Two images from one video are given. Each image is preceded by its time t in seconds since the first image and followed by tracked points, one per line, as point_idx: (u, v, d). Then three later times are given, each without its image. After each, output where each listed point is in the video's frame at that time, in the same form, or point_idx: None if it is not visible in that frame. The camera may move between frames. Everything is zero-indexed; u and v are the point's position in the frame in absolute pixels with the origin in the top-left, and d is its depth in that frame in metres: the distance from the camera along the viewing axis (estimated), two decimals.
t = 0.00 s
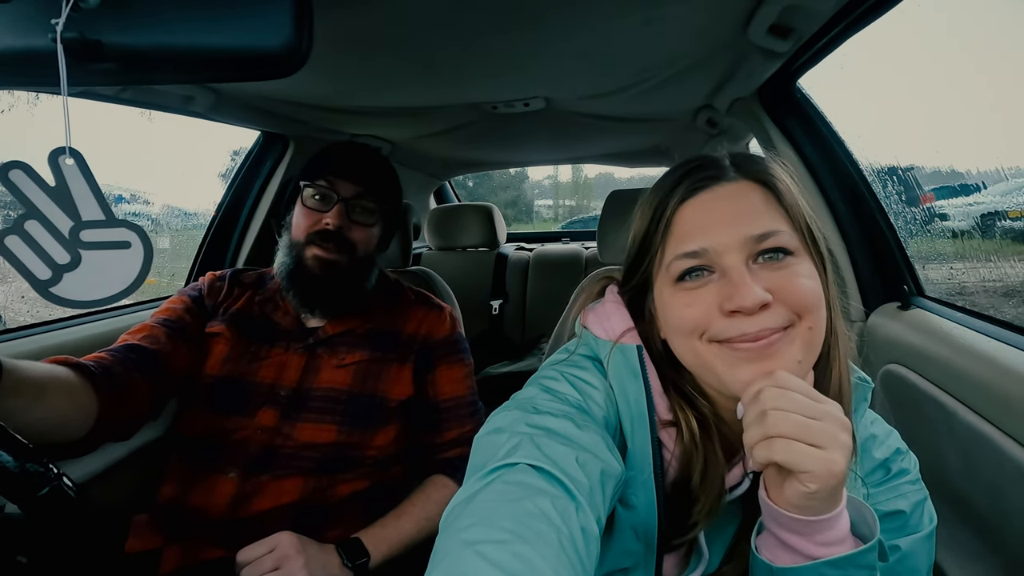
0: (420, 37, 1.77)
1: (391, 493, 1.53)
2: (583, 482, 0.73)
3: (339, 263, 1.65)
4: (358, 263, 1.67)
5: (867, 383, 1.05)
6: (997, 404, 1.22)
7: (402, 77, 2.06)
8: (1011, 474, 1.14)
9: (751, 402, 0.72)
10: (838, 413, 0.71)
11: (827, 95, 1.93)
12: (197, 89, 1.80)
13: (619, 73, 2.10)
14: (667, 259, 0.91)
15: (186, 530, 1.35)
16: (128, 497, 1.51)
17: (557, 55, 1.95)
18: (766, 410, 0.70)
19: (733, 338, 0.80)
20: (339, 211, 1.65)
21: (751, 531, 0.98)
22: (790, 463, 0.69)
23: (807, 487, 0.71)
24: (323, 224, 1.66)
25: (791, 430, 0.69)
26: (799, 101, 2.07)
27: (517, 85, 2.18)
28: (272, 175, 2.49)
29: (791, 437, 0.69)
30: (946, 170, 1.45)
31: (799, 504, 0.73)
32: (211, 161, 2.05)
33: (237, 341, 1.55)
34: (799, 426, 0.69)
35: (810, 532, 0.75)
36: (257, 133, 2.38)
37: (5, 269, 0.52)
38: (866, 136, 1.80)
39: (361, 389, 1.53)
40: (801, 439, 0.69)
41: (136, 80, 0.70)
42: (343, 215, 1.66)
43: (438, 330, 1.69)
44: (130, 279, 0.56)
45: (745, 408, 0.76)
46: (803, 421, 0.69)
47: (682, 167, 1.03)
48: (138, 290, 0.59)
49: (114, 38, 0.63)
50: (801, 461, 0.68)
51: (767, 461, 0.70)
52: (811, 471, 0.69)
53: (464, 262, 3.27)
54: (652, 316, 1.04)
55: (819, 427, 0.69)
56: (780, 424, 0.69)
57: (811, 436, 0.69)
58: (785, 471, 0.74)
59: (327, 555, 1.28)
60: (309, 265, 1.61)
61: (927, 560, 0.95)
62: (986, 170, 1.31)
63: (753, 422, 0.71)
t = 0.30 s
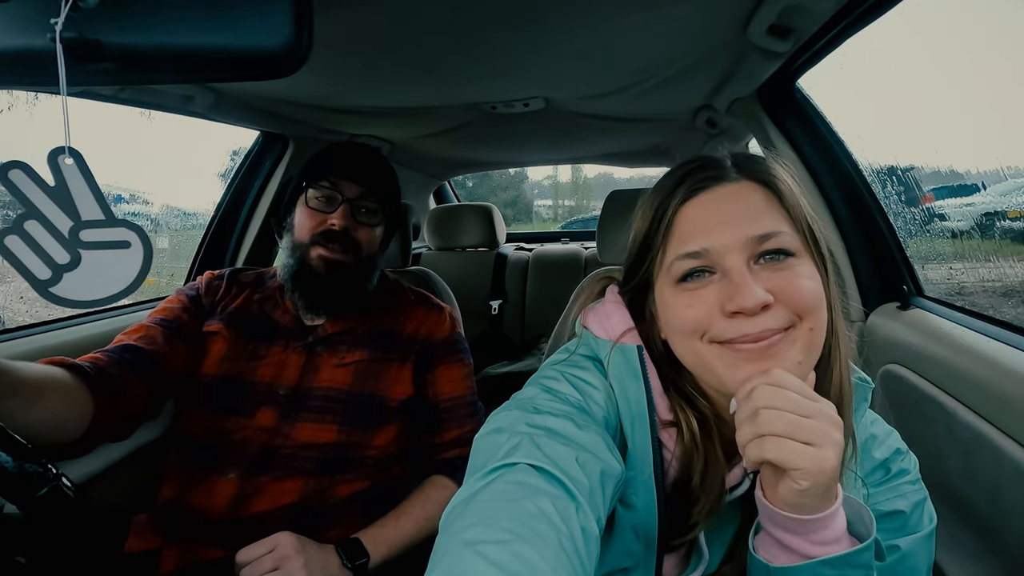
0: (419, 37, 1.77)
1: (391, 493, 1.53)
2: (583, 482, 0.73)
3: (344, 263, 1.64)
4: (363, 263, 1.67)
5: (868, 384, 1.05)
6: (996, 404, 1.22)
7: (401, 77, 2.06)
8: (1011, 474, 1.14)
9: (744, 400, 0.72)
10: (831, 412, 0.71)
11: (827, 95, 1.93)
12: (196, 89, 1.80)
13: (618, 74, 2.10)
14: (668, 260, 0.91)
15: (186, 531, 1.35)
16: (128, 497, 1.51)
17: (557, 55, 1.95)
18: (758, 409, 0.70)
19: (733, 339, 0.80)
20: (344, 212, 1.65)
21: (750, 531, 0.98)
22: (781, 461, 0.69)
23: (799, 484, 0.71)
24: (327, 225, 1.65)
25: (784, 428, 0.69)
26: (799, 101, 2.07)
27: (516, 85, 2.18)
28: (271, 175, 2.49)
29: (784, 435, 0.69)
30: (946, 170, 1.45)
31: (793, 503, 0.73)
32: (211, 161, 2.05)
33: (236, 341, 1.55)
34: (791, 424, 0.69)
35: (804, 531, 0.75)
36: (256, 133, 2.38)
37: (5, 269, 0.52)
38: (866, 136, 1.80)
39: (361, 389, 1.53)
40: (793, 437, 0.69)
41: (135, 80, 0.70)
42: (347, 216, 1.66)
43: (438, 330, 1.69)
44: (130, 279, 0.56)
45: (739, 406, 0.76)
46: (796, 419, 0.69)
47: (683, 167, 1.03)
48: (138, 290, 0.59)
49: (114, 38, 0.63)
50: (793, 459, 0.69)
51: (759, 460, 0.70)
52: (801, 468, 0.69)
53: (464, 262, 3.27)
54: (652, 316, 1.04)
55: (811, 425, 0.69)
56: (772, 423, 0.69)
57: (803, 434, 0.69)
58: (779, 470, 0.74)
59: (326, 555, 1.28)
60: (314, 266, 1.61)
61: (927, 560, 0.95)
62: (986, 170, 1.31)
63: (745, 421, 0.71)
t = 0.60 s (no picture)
0: (419, 37, 1.77)
1: (390, 493, 1.53)
2: (583, 481, 0.72)
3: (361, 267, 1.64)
4: (379, 266, 1.67)
5: (867, 383, 1.05)
6: (995, 404, 1.22)
7: (401, 77, 2.06)
8: (1010, 473, 1.14)
9: (742, 397, 0.72)
10: (829, 410, 0.71)
11: (827, 95, 1.93)
12: (195, 89, 1.80)
13: (618, 74, 2.10)
14: (667, 259, 0.91)
15: (185, 531, 1.35)
16: (127, 497, 1.51)
17: (556, 56, 1.95)
18: (755, 407, 0.70)
19: (733, 338, 0.80)
20: (359, 216, 1.65)
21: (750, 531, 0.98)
22: (777, 459, 0.69)
23: (795, 481, 0.71)
24: (342, 230, 1.64)
25: (781, 426, 0.69)
26: (798, 101, 2.08)
27: (516, 85, 2.18)
28: (271, 175, 2.49)
29: (779, 433, 0.69)
30: (945, 170, 1.45)
31: (791, 501, 0.73)
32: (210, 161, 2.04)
33: (235, 341, 1.55)
34: (789, 421, 0.69)
35: (805, 530, 0.75)
36: (256, 133, 2.38)
37: (3, 270, 0.52)
38: (865, 137, 1.80)
39: (361, 388, 1.53)
40: (790, 435, 0.69)
41: (134, 80, 0.70)
42: (360, 219, 1.65)
43: (437, 330, 1.69)
44: (128, 280, 0.56)
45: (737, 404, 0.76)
46: (794, 417, 0.69)
47: (682, 167, 1.03)
48: (137, 290, 0.59)
49: (113, 38, 0.62)
50: (789, 456, 0.69)
51: (755, 457, 0.70)
52: (796, 465, 0.69)
53: (463, 262, 3.27)
54: (651, 316, 1.04)
55: (807, 423, 0.69)
56: (768, 420, 0.69)
57: (800, 432, 0.69)
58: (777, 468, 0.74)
59: (326, 555, 1.27)
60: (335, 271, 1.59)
61: (927, 560, 0.95)
62: (985, 170, 1.31)
63: (743, 418, 0.71)
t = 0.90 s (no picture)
0: (419, 37, 1.77)
1: (391, 493, 1.53)
2: (583, 481, 0.73)
3: (351, 273, 1.61)
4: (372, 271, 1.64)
5: (866, 384, 1.05)
6: (995, 404, 1.22)
7: (401, 77, 2.06)
8: (1010, 474, 1.14)
9: (739, 398, 0.72)
10: (826, 411, 0.71)
11: (826, 95, 1.93)
12: (194, 89, 1.80)
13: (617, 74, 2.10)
14: (668, 260, 0.91)
15: (185, 531, 1.35)
16: (127, 497, 1.51)
17: (556, 56, 1.95)
18: (752, 407, 0.70)
19: (733, 340, 0.80)
20: (348, 221, 1.62)
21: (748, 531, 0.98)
22: (773, 459, 0.69)
23: (790, 482, 0.71)
24: (331, 235, 1.62)
25: (777, 426, 0.69)
26: (798, 101, 2.08)
27: (516, 86, 2.18)
28: (271, 175, 2.49)
29: (775, 434, 0.69)
30: (944, 170, 1.45)
31: (787, 502, 0.74)
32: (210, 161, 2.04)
33: (234, 341, 1.55)
34: (785, 422, 0.69)
35: (798, 530, 0.75)
36: (256, 133, 2.38)
37: (2, 270, 0.52)
38: (865, 137, 1.80)
39: (360, 388, 1.53)
40: (786, 435, 0.69)
41: (134, 80, 0.70)
42: (350, 224, 1.63)
43: (437, 330, 1.69)
44: (128, 279, 0.56)
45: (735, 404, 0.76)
46: (790, 418, 0.69)
47: (683, 167, 1.03)
48: (137, 290, 0.59)
49: (113, 38, 0.63)
50: (784, 457, 0.69)
51: (750, 458, 0.70)
52: (792, 465, 0.69)
53: (463, 262, 3.27)
54: (651, 317, 1.04)
55: (803, 423, 0.69)
56: (765, 421, 0.69)
57: (795, 433, 0.69)
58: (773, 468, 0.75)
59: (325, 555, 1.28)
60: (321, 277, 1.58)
61: (925, 560, 0.95)
62: (984, 170, 1.31)
63: (739, 419, 0.71)
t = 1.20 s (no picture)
0: (419, 37, 1.77)
1: (390, 494, 1.53)
2: (582, 482, 0.73)
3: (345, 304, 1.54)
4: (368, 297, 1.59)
5: (865, 383, 1.06)
6: (994, 404, 1.22)
7: (400, 78, 2.06)
8: (1009, 474, 1.14)
9: (738, 398, 0.72)
10: (824, 411, 0.71)
11: (826, 96, 1.93)
12: (193, 89, 1.82)
13: (617, 75, 2.10)
14: (666, 262, 0.91)
15: (184, 532, 1.35)
16: (126, 498, 1.51)
17: (556, 56, 1.95)
18: (752, 407, 0.70)
19: (732, 341, 0.80)
20: (343, 256, 1.53)
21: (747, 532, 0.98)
22: (772, 459, 0.69)
23: (790, 481, 0.71)
24: (327, 268, 1.52)
25: (776, 426, 0.69)
26: (797, 102, 2.07)
27: (515, 86, 2.18)
28: (270, 176, 2.49)
29: (775, 433, 0.69)
30: (943, 171, 1.45)
31: (786, 502, 0.74)
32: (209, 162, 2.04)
33: (232, 344, 1.55)
34: (785, 422, 0.69)
35: (796, 530, 0.75)
36: (255, 134, 2.38)
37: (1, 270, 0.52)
38: (864, 138, 1.81)
39: (359, 391, 1.54)
40: (786, 435, 0.69)
41: (133, 80, 0.70)
42: (347, 256, 1.53)
43: (437, 331, 1.69)
44: (128, 279, 0.56)
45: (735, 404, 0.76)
46: (790, 417, 0.69)
47: (681, 168, 1.03)
48: (136, 291, 0.59)
49: (112, 38, 0.63)
50: (785, 456, 0.69)
51: (750, 457, 0.70)
52: (792, 465, 0.69)
53: (462, 262, 3.27)
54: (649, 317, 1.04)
55: (802, 423, 0.69)
56: (765, 420, 0.69)
57: (794, 432, 0.69)
58: (771, 468, 0.75)
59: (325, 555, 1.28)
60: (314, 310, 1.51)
61: (924, 560, 0.95)
62: (982, 171, 1.31)
63: (738, 419, 0.71)
